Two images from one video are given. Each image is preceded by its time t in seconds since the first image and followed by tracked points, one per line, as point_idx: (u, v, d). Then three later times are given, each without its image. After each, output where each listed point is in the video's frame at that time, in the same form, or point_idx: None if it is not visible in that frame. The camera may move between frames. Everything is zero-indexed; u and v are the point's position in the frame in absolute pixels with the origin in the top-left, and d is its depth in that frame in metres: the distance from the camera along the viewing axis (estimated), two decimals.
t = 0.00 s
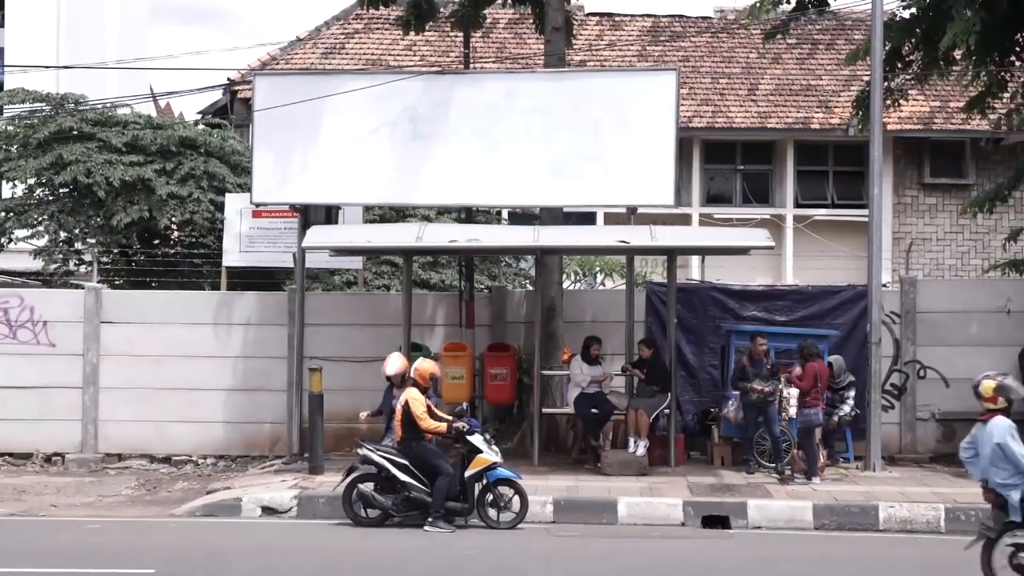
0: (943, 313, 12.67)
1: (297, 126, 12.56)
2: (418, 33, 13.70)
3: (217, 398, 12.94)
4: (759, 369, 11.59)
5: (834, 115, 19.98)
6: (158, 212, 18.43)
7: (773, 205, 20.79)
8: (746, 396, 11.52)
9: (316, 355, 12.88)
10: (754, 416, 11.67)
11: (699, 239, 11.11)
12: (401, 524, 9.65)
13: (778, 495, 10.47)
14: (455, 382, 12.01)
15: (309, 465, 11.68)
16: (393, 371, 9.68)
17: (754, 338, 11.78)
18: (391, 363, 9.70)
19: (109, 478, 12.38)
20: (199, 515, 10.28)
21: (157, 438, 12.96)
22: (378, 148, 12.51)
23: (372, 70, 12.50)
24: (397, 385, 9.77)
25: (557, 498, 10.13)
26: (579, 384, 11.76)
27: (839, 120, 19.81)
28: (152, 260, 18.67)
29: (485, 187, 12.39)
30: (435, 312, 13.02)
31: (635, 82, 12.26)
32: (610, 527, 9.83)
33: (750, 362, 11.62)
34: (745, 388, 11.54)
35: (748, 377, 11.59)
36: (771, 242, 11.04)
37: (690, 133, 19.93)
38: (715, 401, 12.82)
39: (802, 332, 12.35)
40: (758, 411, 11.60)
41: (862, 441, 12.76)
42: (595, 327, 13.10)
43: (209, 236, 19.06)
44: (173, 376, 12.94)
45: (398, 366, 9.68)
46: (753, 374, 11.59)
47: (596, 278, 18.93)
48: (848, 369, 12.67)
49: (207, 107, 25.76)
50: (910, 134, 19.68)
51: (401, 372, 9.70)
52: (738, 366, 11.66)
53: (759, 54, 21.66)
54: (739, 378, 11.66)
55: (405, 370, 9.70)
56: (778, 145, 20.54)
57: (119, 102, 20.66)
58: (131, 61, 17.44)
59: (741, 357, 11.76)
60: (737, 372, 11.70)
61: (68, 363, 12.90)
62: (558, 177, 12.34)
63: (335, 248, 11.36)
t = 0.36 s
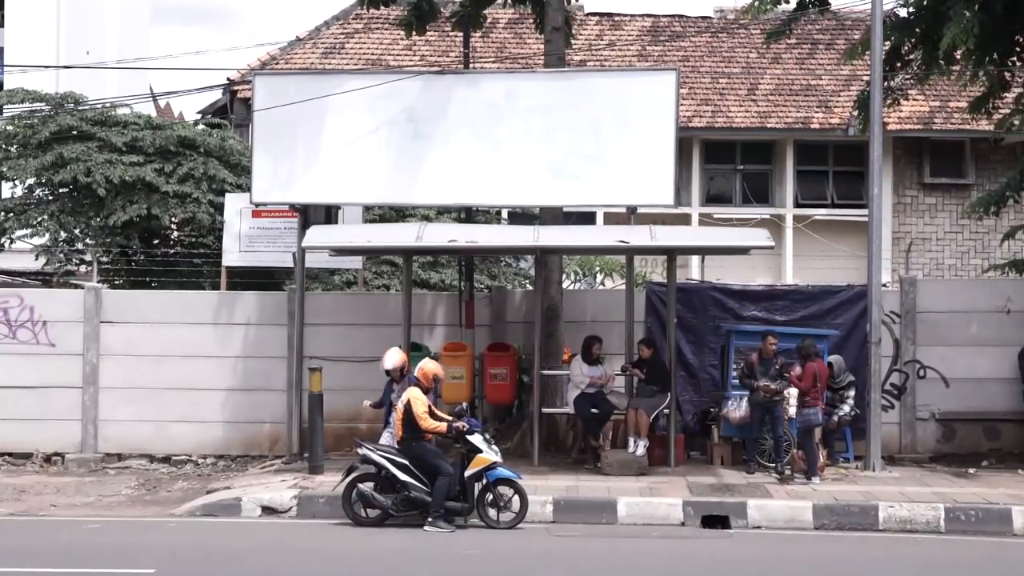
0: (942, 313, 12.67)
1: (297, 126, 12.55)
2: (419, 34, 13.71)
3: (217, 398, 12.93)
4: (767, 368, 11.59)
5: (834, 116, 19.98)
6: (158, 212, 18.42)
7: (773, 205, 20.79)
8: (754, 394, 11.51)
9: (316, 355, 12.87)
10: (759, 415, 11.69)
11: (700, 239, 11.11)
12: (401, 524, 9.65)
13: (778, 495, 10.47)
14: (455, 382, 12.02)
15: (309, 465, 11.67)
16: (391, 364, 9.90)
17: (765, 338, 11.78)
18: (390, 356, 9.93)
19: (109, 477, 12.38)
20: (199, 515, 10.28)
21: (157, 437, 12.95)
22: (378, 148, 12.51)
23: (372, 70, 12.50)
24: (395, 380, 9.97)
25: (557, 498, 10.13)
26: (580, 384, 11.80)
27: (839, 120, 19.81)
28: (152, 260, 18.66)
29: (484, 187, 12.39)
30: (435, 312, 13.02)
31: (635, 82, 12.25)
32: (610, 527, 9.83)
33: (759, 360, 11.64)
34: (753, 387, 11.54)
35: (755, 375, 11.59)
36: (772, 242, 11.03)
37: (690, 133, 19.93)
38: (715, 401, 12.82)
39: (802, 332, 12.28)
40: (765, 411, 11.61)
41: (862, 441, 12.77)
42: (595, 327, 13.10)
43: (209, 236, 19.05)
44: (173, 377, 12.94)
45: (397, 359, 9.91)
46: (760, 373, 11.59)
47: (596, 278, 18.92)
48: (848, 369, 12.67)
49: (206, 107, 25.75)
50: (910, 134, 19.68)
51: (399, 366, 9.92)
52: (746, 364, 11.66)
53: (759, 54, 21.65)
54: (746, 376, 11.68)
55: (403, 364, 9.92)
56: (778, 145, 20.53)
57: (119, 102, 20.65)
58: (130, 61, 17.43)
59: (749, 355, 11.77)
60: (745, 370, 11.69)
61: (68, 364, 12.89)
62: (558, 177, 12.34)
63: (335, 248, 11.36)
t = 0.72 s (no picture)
0: (942, 313, 12.67)
1: (297, 126, 12.56)
2: (420, 34, 13.70)
3: (217, 398, 12.93)
4: (776, 369, 11.59)
5: (834, 116, 19.98)
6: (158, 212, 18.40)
7: (773, 205, 20.80)
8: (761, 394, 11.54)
9: (316, 355, 12.87)
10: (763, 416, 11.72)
11: (700, 239, 11.11)
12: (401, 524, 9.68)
13: (777, 495, 10.46)
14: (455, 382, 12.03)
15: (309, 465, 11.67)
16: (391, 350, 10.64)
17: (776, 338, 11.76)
18: (391, 345, 10.70)
19: (109, 477, 12.37)
20: (199, 514, 10.27)
21: (157, 438, 12.95)
22: (378, 148, 12.51)
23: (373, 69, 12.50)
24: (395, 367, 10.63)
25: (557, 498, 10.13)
26: (580, 383, 11.89)
27: (838, 120, 19.82)
28: (152, 260, 18.64)
29: (485, 187, 12.39)
30: (435, 312, 13.01)
31: (635, 82, 12.25)
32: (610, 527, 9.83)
33: (768, 360, 11.63)
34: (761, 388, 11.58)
35: (763, 375, 11.63)
36: (771, 242, 11.03)
37: (690, 133, 19.93)
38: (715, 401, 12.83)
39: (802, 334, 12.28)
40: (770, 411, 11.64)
41: (861, 441, 12.76)
42: (595, 327, 13.10)
43: (209, 236, 19.04)
44: (173, 377, 12.94)
45: (397, 346, 10.66)
46: (769, 373, 11.60)
47: (596, 278, 18.92)
48: (848, 369, 12.68)
49: (206, 107, 25.77)
50: (910, 134, 19.68)
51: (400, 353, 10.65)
52: (755, 363, 11.68)
53: (759, 54, 21.64)
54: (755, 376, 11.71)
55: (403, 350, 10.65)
56: (778, 145, 20.53)
57: (119, 101, 20.64)
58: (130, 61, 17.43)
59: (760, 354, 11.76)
60: (755, 369, 11.72)
61: (68, 363, 12.89)
62: (558, 177, 12.34)
63: (335, 248, 11.36)
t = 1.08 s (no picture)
0: (942, 313, 12.67)
1: (297, 126, 12.55)
2: (419, 33, 13.70)
3: (216, 398, 12.93)
4: (781, 368, 11.66)
5: (834, 115, 19.98)
6: (158, 212, 18.40)
7: (773, 205, 20.79)
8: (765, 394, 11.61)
9: (316, 355, 12.88)
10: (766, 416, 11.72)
11: (700, 239, 11.11)
12: (399, 523, 9.70)
13: (777, 495, 10.46)
14: (455, 382, 12.01)
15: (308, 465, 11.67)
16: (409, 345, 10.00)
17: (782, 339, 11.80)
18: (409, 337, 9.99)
19: (108, 477, 12.37)
20: (198, 514, 10.28)
21: (156, 437, 12.95)
22: (378, 148, 12.51)
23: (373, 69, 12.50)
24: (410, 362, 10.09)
25: (557, 498, 10.12)
26: (580, 382, 11.79)
27: (838, 120, 19.81)
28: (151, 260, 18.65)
29: (485, 187, 12.39)
30: (435, 312, 13.02)
31: (635, 81, 12.25)
32: (610, 527, 9.84)
33: (773, 360, 11.70)
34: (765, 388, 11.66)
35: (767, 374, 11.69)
36: (771, 242, 11.03)
37: (690, 133, 19.93)
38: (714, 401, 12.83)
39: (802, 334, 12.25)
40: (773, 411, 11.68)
41: (861, 441, 12.77)
42: (595, 328, 13.09)
43: (209, 236, 19.05)
44: (172, 377, 12.93)
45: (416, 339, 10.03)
46: (773, 373, 11.68)
47: (595, 277, 18.90)
48: (848, 369, 12.69)
49: (205, 106, 25.75)
50: (909, 134, 19.68)
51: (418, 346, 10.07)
52: (761, 362, 11.76)
53: (759, 54, 21.64)
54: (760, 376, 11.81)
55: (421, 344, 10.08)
56: (778, 145, 20.53)
57: (118, 101, 20.63)
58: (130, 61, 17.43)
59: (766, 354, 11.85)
60: (760, 368, 11.81)
61: (68, 363, 12.89)
62: (558, 177, 12.34)
63: (334, 248, 11.35)
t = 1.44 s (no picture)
0: (941, 313, 12.68)
1: (297, 125, 12.55)
2: (416, 33, 13.69)
3: (216, 398, 12.93)
4: (782, 368, 11.51)
5: (833, 115, 19.97)
6: (157, 212, 18.40)
7: (773, 205, 20.79)
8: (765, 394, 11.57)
9: (316, 355, 12.88)
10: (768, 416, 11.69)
11: (700, 239, 11.10)
12: (397, 523, 9.70)
13: (777, 495, 10.46)
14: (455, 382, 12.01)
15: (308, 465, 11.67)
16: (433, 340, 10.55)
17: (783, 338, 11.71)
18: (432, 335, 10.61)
19: (108, 477, 12.37)
20: (197, 515, 10.28)
21: (156, 437, 12.95)
22: (377, 148, 12.51)
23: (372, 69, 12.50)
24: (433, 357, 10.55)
25: (557, 498, 10.12)
26: (581, 382, 11.81)
27: (838, 120, 19.80)
28: (151, 260, 18.66)
29: (485, 187, 12.39)
30: (435, 312, 13.02)
31: (635, 81, 12.26)
32: (609, 527, 9.84)
33: (775, 359, 11.55)
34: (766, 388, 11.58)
35: (769, 374, 11.59)
36: (771, 241, 11.04)
37: (690, 133, 19.93)
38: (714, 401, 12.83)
39: (801, 334, 12.23)
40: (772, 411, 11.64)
41: (861, 440, 12.77)
42: (595, 328, 13.09)
43: (209, 236, 19.06)
44: (172, 376, 12.93)
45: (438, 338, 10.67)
46: (774, 372, 11.54)
47: (595, 277, 18.89)
48: (847, 369, 12.69)
49: (205, 107, 25.74)
50: (909, 134, 19.68)
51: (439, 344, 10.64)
52: (762, 362, 11.62)
53: (759, 54, 21.64)
54: (761, 376, 11.68)
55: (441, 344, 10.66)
56: (778, 145, 20.54)
57: (118, 101, 20.63)
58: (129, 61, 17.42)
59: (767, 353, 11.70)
60: (761, 368, 11.66)
61: (68, 363, 12.89)
62: (558, 177, 12.34)
63: (334, 248, 11.35)
